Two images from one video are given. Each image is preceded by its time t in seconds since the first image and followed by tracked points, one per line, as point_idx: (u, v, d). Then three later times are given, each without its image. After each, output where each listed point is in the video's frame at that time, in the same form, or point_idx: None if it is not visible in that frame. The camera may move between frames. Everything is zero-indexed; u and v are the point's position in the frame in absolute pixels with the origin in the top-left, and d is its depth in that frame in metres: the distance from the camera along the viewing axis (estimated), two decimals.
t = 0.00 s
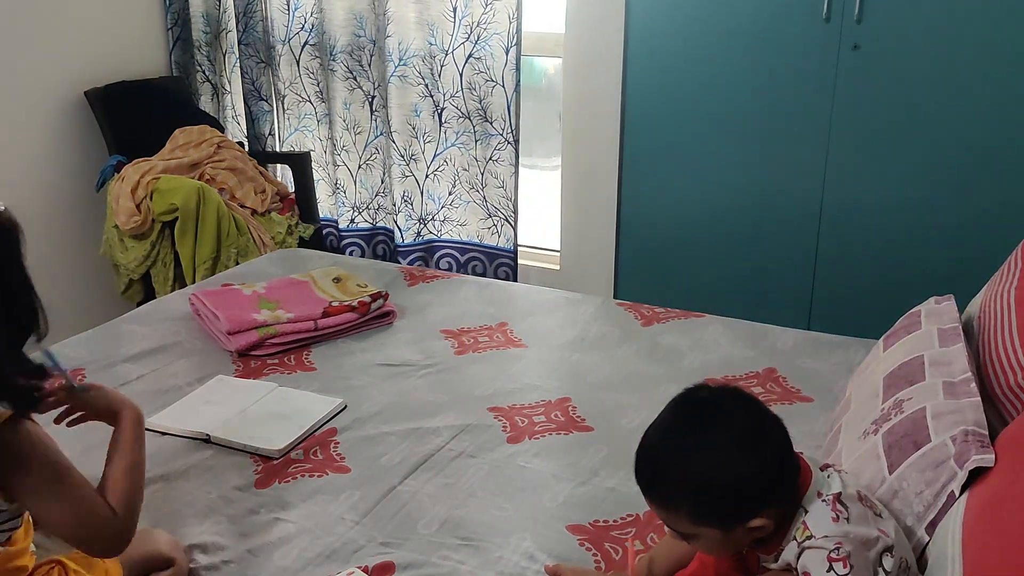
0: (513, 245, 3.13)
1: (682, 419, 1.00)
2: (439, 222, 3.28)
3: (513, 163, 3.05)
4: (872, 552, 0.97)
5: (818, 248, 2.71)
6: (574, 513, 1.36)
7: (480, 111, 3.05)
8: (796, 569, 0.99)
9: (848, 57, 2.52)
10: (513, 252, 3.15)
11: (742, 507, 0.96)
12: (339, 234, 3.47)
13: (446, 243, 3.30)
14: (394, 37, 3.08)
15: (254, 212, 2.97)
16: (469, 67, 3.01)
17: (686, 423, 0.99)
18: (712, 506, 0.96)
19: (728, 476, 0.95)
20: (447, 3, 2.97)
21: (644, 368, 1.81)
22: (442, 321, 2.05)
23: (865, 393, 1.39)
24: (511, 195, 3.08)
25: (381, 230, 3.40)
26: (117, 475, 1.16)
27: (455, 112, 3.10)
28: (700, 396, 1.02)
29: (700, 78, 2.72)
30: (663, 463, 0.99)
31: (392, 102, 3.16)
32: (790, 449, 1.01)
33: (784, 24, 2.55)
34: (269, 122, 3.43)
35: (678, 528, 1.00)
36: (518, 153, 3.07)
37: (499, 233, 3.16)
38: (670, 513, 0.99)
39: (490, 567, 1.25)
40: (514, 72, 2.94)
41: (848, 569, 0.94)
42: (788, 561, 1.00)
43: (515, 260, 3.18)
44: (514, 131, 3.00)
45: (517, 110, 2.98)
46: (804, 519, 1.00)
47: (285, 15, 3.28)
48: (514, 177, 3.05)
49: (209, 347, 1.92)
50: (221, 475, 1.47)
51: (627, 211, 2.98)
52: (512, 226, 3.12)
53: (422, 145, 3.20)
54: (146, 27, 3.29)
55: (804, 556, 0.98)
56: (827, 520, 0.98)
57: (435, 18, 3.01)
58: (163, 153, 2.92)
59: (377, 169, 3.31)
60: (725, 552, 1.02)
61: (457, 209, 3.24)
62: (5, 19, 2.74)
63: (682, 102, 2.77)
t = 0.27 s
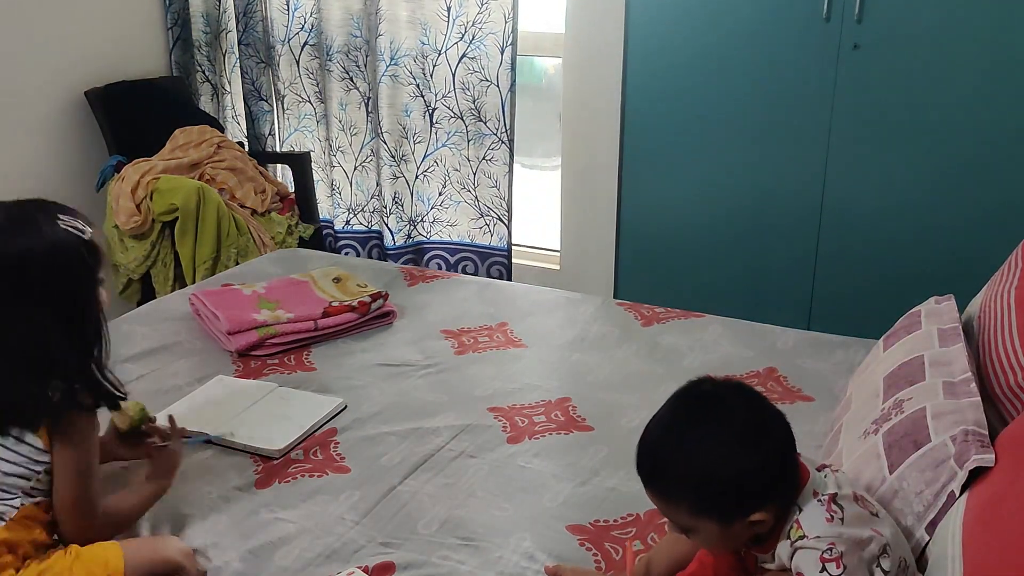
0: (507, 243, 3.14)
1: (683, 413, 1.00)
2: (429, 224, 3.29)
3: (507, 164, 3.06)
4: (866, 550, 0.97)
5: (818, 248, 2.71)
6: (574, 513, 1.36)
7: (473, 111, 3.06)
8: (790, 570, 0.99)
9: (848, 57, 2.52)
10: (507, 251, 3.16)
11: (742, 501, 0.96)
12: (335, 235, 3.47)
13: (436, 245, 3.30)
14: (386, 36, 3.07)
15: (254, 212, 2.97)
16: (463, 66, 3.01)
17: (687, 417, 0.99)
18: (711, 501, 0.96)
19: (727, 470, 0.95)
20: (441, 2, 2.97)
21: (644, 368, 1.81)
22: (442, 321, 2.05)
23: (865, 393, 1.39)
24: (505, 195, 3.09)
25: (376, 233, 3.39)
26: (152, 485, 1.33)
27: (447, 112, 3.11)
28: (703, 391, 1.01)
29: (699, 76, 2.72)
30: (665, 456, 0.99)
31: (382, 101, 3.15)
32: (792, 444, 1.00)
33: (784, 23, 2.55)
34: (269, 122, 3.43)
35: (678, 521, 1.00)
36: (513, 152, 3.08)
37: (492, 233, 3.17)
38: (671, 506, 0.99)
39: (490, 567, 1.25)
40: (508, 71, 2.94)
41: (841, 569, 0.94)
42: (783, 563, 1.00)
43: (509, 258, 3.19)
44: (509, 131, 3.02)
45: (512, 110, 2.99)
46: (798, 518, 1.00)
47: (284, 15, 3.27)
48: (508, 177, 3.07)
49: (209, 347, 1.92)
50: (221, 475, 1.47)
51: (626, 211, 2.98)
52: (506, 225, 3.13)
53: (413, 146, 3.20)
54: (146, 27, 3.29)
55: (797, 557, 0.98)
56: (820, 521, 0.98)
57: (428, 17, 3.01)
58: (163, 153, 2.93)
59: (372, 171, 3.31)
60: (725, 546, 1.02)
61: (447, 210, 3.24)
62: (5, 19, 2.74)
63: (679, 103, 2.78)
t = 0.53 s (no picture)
0: (498, 242, 3.16)
1: (686, 407, 1.00)
2: (417, 225, 3.30)
3: (499, 164, 3.07)
4: (864, 549, 0.96)
5: (817, 247, 2.71)
6: (573, 513, 1.36)
7: (465, 111, 3.06)
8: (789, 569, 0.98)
9: (847, 56, 2.51)
10: (498, 251, 3.17)
11: (743, 495, 0.96)
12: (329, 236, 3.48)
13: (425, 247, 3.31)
14: (378, 34, 3.07)
15: (254, 212, 2.97)
16: (457, 67, 3.02)
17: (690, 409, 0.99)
18: (713, 494, 0.96)
19: (728, 465, 0.95)
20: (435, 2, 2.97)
21: (644, 368, 1.81)
22: (442, 321, 2.05)
23: (865, 393, 1.39)
24: (497, 196, 3.11)
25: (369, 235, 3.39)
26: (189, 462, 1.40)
27: (438, 112, 3.12)
28: (706, 385, 1.02)
29: (699, 76, 2.72)
30: (668, 449, 0.99)
31: (372, 101, 3.14)
32: (795, 439, 1.00)
33: (783, 23, 2.55)
34: (269, 122, 3.43)
35: (680, 514, 1.00)
36: (505, 153, 3.09)
37: (483, 233, 3.19)
38: (672, 499, 0.99)
39: (490, 567, 1.25)
40: (503, 70, 2.95)
41: (840, 568, 0.94)
42: (783, 563, 1.00)
43: (501, 259, 3.20)
44: (501, 131, 3.02)
45: (504, 109, 3.01)
46: (797, 517, 1.00)
47: (283, 15, 3.27)
48: (500, 177, 3.08)
49: (208, 347, 1.92)
50: (221, 475, 1.47)
51: (626, 210, 2.98)
52: (497, 224, 3.15)
53: (403, 146, 3.20)
54: (146, 27, 3.29)
55: (796, 556, 0.97)
56: (820, 520, 0.97)
57: (421, 16, 3.01)
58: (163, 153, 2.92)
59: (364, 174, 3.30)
60: (726, 542, 1.02)
61: (437, 211, 3.25)
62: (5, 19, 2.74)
63: (677, 102, 2.78)
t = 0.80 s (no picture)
0: (490, 245, 3.16)
1: (686, 406, 1.00)
2: (408, 228, 3.30)
3: (493, 165, 3.07)
4: (864, 549, 0.97)
5: (817, 247, 2.71)
6: (574, 513, 1.36)
7: (459, 112, 3.06)
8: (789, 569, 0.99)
9: (848, 56, 2.51)
10: (490, 254, 3.16)
11: (744, 493, 0.96)
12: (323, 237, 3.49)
13: (414, 250, 3.32)
14: (371, 33, 3.06)
15: (254, 212, 2.97)
16: (451, 67, 3.02)
17: (691, 408, 1.00)
18: (713, 492, 0.96)
19: (729, 463, 0.95)
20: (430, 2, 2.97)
21: (644, 368, 1.81)
22: (442, 321, 2.05)
23: (865, 393, 1.39)
24: (489, 197, 3.10)
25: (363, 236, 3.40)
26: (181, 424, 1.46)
27: (430, 113, 3.12)
28: (707, 383, 1.02)
29: (698, 76, 2.72)
30: (668, 448, 0.99)
31: (366, 101, 3.14)
32: (795, 438, 1.00)
33: (783, 23, 2.55)
34: (269, 122, 3.43)
35: (680, 513, 1.00)
36: (499, 154, 3.08)
37: (474, 236, 3.18)
38: (673, 498, 0.99)
39: (490, 567, 1.25)
40: (498, 71, 2.94)
41: (840, 569, 0.94)
42: (783, 562, 1.00)
43: (492, 261, 3.19)
44: (495, 132, 3.02)
45: (499, 111, 3.00)
46: (798, 517, 1.00)
47: (282, 15, 3.27)
48: (494, 179, 3.08)
49: (209, 347, 1.92)
50: (222, 475, 1.47)
51: (625, 210, 2.98)
52: (489, 227, 3.15)
53: (395, 147, 3.20)
54: (146, 27, 3.29)
55: (796, 556, 0.97)
56: (821, 520, 0.97)
57: (416, 16, 3.01)
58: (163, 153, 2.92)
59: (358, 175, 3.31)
60: (727, 540, 1.02)
61: (428, 213, 3.25)
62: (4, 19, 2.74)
63: (674, 103, 2.78)
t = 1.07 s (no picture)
0: (486, 249, 3.15)
1: (686, 407, 1.00)
2: (404, 230, 3.30)
3: (490, 167, 3.06)
4: (864, 548, 0.97)
5: (817, 248, 2.71)
6: (573, 513, 1.36)
7: (455, 113, 3.06)
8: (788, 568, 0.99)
9: (848, 56, 2.52)
10: (486, 259, 3.16)
11: (745, 493, 0.96)
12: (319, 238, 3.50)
13: (410, 253, 3.32)
14: (368, 32, 3.07)
15: (254, 212, 2.97)
16: (447, 67, 3.01)
17: (691, 409, 1.00)
18: (714, 492, 0.96)
19: (729, 464, 0.95)
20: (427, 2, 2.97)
21: (644, 368, 1.81)
22: (442, 321, 2.05)
23: (866, 393, 1.39)
24: (486, 201, 3.10)
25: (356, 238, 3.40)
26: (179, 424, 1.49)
27: (426, 114, 3.12)
28: (707, 383, 1.02)
29: (698, 76, 2.72)
30: (668, 449, 0.99)
31: (361, 101, 3.15)
32: (794, 438, 1.00)
33: (782, 23, 2.56)
34: (269, 122, 3.42)
35: (681, 514, 1.00)
36: (495, 156, 3.08)
37: (471, 239, 3.18)
38: (673, 499, 0.99)
39: (490, 567, 1.25)
40: (494, 72, 2.94)
41: (840, 568, 0.94)
42: (782, 562, 1.00)
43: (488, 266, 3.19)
44: (492, 133, 3.02)
45: (495, 111, 2.99)
46: (798, 516, 1.00)
47: (282, 16, 3.28)
48: (489, 181, 3.07)
49: (208, 347, 1.92)
50: (222, 475, 1.47)
51: (624, 211, 2.98)
52: (485, 230, 3.14)
53: (390, 148, 3.20)
54: (146, 27, 3.29)
55: (796, 556, 0.98)
56: (820, 521, 0.97)
57: (411, 15, 3.01)
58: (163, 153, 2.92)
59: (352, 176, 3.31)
60: (728, 540, 1.02)
61: (424, 216, 3.25)
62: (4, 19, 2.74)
63: (673, 104, 2.78)
